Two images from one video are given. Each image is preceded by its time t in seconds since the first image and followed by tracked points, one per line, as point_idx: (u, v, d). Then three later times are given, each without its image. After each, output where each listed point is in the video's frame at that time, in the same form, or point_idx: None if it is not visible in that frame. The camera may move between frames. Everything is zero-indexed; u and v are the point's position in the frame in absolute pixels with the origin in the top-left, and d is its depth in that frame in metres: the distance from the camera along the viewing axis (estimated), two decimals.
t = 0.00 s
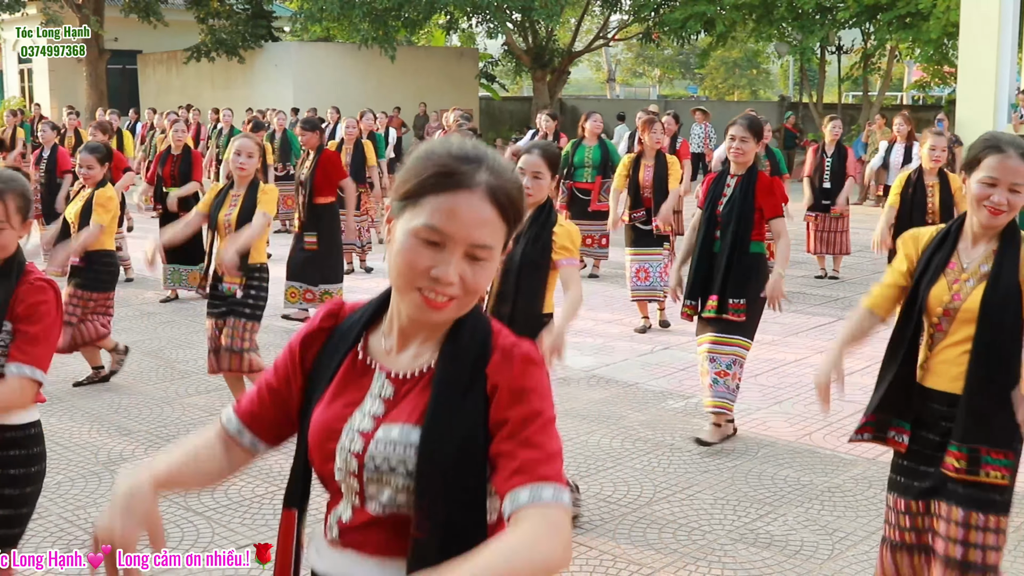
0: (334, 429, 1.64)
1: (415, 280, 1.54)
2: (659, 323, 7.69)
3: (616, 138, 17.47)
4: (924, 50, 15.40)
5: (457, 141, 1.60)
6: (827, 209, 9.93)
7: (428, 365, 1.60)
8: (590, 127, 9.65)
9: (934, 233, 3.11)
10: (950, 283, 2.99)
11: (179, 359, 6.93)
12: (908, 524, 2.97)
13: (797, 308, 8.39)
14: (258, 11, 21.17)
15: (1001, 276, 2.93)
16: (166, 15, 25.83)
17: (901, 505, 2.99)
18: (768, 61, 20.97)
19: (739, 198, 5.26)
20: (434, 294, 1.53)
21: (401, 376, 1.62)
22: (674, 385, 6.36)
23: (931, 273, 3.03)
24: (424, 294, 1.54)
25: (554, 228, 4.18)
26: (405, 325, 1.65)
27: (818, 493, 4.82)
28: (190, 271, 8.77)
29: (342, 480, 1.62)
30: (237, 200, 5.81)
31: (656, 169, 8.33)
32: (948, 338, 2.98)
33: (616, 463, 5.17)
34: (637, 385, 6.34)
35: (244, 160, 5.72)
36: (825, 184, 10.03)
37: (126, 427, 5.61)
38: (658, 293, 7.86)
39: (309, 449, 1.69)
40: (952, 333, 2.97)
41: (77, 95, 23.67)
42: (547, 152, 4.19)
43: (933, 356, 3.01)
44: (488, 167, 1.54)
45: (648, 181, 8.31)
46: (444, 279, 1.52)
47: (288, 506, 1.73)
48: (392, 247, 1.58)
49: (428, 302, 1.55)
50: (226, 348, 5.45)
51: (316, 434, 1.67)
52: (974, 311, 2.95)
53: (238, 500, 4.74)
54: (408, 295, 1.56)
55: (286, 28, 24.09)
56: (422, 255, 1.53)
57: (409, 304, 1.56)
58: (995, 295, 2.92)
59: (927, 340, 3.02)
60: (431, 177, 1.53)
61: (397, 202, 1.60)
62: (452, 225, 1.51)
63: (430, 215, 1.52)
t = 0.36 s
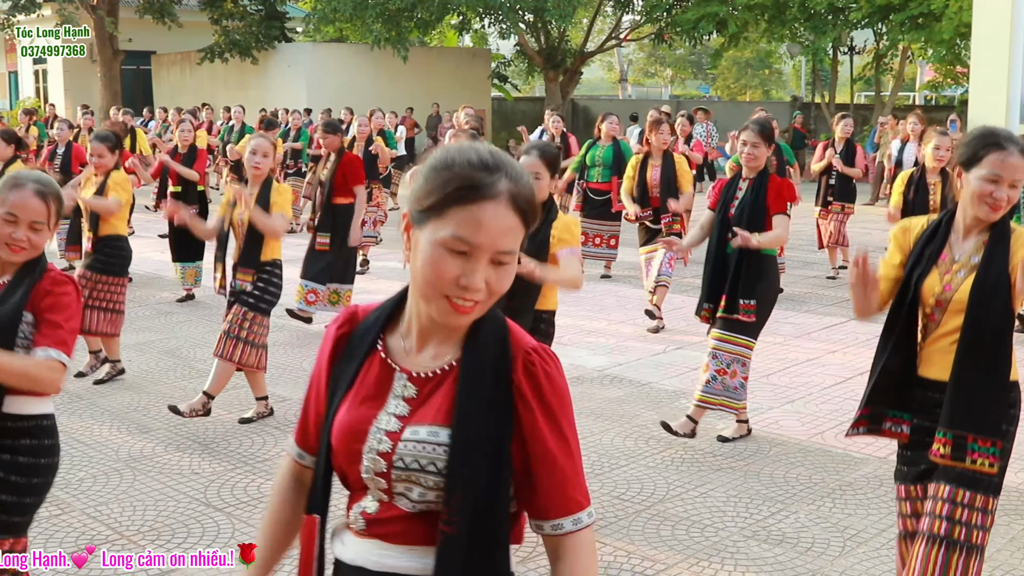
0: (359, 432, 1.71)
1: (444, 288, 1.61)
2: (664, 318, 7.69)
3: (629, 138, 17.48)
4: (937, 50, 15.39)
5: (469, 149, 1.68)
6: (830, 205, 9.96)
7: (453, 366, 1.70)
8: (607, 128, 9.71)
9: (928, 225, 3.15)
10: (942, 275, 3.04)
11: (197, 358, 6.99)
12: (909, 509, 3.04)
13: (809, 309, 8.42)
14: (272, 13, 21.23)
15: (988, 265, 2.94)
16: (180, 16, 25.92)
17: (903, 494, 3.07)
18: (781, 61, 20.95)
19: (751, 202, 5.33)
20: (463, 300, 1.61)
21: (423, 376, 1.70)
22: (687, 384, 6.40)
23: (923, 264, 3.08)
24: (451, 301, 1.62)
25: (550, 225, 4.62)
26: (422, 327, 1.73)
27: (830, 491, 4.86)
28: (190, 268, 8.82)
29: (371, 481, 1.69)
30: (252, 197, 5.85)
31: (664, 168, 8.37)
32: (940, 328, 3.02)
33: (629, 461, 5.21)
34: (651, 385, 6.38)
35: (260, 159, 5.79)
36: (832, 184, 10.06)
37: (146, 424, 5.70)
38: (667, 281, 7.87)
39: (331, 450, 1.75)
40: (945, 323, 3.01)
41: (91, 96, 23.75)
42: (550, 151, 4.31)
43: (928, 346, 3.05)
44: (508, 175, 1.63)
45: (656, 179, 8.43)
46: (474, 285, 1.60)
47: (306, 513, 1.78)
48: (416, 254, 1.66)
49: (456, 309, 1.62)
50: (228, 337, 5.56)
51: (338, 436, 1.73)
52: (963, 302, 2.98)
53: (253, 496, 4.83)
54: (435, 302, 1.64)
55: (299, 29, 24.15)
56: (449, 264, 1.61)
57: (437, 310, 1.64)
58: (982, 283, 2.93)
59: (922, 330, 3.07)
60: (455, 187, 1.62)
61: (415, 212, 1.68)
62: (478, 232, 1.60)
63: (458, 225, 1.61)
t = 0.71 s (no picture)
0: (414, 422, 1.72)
1: (480, 261, 1.66)
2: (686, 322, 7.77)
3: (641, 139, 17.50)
4: (950, 50, 15.37)
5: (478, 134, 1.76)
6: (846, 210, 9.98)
7: (495, 345, 1.76)
8: (616, 130, 9.66)
9: (935, 242, 3.02)
10: (963, 291, 2.94)
11: (213, 358, 7.03)
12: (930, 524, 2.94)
13: (821, 310, 8.43)
14: (285, 13, 21.27)
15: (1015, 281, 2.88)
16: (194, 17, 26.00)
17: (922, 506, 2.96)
18: (793, 62, 20.94)
19: (772, 204, 5.33)
20: (502, 270, 1.66)
21: (468, 359, 1.75)
22: (700, 386, 6.42)
23: (940, 283, 2.96)
24: (488, 274, 1.67)
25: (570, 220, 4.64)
26: (450, 313, 1.76)
27: (840, 492, 4.88)
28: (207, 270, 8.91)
29: (430, 463, 1.72)
30: (267, 197, 5.87)
31: (681, 170, 8.35)
32: (962, 345, 2.93)
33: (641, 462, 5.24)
34: (663, 386, 6.40)
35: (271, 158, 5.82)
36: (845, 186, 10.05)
37: (162, 424, 5.73)
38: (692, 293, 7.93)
39: (376, 435, 1.76)
40: (967, 340, 2.93)
41: (106, 96, 23.85)
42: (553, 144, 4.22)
43: (943, 361, 2.97)
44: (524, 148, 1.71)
45: (674, 180, 8.33)
46: (510, 253, 1.65)
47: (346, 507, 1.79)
48: (444, 237, 1.71)
49: (493, 282, 1.67)
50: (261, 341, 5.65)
51: (385, 421, 1.74)
52: (989, 316, 2.90)
53: (270, 495, 4.88)
54: (471, 280, 1.68)
55: (313, 29, 24.22)
56: (484, 237, 1.66)
57: (474, 285, 1.69)
58: (1013, 301, 2.87)
59: (938, 346, 2.98)
60: (478, 164, 1.69)
61: (436, 198, 1.74)
62: (506, 203, 1.67)
63: (486, 198, 1.67)
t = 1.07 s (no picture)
0: (555, 430, 1.77)
1: (539, 267, 1.74)
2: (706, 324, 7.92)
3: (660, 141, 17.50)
4: (970, 52, 15.35)
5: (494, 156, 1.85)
6: (875, 213, 9.96)
7: (579, 351, 1.87)
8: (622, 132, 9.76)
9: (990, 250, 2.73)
10: None
11: (236, 359, 7.12)
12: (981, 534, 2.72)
13: (838, 314, 8.46)
14: (305, 14, 21.36)
15: None
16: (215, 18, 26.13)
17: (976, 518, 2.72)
18: (812, 62, 20.94)
19: (818, 208, 5.39)
20: (564, 269, 1.74)
21: (568, 367, 1.84)
22: (717, 388, 6.47)
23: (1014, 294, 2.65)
24: (550, 276, 1.75)
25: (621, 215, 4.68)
26: (521, 327, 1.84)
27: (857, 497, 4.92)
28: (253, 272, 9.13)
29: (581, 464, 1.78)
30: (308, 203, 5.86)
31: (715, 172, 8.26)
32: None
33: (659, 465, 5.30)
34: (681, 389, 6.45)
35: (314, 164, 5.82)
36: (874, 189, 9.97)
37: (187, 424, 5.82)
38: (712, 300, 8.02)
39: (508, 456, 1.76)
40: None
41: (127, 96, 23.99)
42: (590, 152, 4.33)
43: None
44: (543, 152, 1.80)
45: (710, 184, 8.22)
46: (565, 251, 1.74)
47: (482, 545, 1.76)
48: (499, 255, 1.78)
49: (564, 284, 1.76)
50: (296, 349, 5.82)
51: (511, 437, 1.76)
52: None
53: (292, 496, 4.96)
54: (535, 287, 1.76)
55: (332, 29, 24.31)
56: (535, 243, 1.75)
57: (539, 292, 1.76)
58: None
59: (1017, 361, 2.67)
60: (507, 178, 1.77)
61: (479, 224, 1.82)
62: (543, 205, 1.76)
63: (528, 207, 1.76)
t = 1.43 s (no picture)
0: (633, 430, 1.87)
1: (594, 292, 1.85)
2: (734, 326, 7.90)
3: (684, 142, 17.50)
4: (995, 53, 15.30)
5: (532, 182, 1.91)
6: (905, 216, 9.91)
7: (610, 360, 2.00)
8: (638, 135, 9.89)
9: None
10: None
11: (260, 361, 7.19)
12: None
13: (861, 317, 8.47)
14: (329, 15, 21.44)
15: None
16: (240, 18, 26.26)
17: None
18: (836, 63, 20.90)
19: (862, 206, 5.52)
20: (614, 293, 1.86)
21: (614, 375, 1.96)
22: (739, 393, 6.51)
23: None
24: (602, 301, 1.86)
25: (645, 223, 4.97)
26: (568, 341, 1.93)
27: (878, 504, 4.94)
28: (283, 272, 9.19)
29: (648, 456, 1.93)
30: (349, 206, 6.11)
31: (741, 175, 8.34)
32: None
33: (681, 471, 5.33)
34: (703, 393, 6.48)
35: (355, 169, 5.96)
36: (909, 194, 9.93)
37: (210, 427, 5.91)
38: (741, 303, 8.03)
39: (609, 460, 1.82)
40: None
41: (153, 96, 24.14)
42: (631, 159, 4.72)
43: None
44: (587, 181, 1.88)
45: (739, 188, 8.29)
46: (617, 275, 1.86)
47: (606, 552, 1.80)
48: (553, 283, 1.86)
49: (615, 304, 1.87)
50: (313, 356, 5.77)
51: (612, 440, 1.83)
52: None
53: (314, 500, 5.02)
54: (586, 311, 1.87)
55: (356, 29, 24.40)
56: (591, 271, 1.85)
57: (590, 314, 1.87)
58: None
59: None
60: (562, 211, 1.84)
61: (529, 254, 1.88)
62: (601, 234, 1.84)
63: (586, 236, 1.83)
